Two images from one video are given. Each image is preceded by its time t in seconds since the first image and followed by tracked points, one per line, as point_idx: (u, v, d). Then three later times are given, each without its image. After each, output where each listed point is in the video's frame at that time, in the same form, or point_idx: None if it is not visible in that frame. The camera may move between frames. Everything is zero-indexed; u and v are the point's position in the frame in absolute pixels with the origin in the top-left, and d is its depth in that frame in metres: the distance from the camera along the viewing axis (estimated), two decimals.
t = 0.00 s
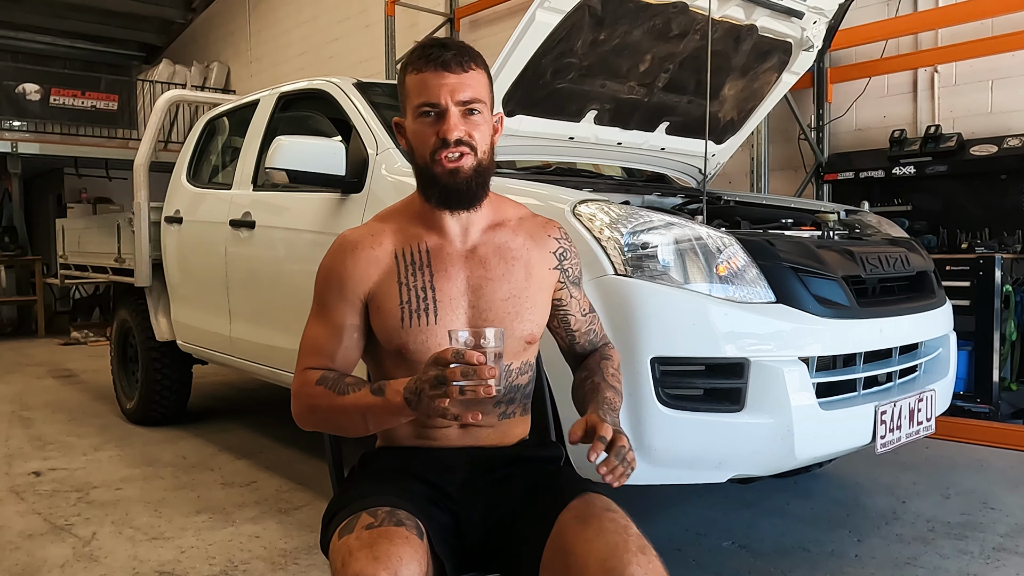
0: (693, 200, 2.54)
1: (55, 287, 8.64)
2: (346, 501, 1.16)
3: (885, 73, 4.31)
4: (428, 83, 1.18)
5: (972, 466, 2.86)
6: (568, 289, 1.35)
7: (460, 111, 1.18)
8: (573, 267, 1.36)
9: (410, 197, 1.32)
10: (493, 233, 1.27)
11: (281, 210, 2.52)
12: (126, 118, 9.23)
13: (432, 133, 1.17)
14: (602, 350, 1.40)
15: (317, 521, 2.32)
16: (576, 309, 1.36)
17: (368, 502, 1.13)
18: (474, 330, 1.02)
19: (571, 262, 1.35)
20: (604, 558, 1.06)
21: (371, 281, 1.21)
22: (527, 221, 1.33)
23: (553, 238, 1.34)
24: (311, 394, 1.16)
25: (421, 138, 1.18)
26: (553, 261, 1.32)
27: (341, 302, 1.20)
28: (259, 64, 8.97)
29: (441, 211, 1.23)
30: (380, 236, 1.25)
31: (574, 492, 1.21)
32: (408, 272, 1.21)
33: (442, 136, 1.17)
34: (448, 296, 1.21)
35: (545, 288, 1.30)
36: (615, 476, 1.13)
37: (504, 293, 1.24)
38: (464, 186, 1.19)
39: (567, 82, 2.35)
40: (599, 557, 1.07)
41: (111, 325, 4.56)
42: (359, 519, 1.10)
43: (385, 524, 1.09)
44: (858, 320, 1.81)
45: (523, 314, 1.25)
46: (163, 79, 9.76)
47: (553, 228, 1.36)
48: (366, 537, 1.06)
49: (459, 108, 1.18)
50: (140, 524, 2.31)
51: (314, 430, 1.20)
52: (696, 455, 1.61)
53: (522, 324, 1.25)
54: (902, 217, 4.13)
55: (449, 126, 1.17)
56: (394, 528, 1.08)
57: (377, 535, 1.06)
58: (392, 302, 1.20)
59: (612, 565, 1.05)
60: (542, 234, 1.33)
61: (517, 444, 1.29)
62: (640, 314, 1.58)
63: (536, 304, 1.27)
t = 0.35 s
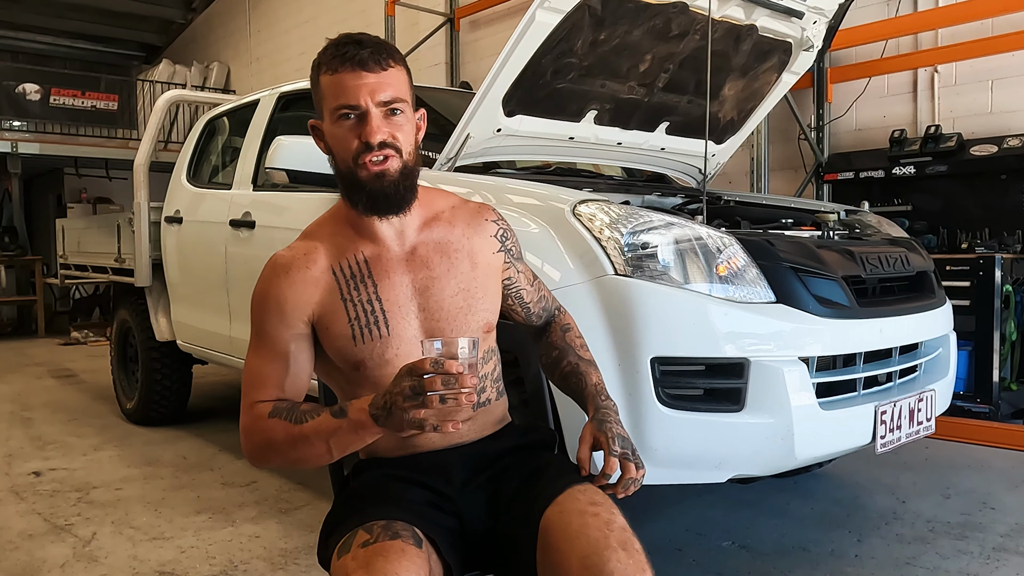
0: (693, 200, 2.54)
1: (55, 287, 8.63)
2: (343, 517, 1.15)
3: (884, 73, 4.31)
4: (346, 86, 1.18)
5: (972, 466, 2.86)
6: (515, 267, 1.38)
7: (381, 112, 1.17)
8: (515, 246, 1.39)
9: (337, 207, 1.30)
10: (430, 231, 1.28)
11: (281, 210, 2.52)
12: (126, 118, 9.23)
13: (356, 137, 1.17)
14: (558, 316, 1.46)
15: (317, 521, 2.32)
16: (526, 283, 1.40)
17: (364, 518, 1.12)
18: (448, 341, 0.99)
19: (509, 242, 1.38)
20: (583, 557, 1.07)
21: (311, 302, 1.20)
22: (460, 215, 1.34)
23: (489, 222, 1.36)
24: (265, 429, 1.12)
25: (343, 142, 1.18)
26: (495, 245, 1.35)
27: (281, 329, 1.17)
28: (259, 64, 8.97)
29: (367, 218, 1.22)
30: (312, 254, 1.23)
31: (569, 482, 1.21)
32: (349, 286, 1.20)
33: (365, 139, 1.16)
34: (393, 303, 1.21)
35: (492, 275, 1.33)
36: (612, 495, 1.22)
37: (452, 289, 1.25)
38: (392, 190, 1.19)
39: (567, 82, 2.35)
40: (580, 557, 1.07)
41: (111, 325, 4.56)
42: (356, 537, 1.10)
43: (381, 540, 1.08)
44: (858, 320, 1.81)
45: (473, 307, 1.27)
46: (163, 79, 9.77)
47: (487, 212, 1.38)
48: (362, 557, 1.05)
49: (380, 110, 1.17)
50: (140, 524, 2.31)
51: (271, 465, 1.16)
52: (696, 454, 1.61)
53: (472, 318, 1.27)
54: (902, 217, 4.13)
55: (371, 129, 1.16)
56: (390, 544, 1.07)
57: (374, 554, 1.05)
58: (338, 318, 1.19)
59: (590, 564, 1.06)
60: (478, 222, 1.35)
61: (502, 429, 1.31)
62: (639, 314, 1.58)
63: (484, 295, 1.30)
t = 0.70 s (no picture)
0: (693, 200, 2.54)
1: (55, 287, 8.63)
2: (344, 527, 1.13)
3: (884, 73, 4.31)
4: (337, 77, 1.17)
5: (972, 466, 2.86)
6: (485, 261, 1.41)
7: (376, 104, 1.18)
8: (484, 239, 1.41)
9: (306, 205, 1.27)
10: (401, 229, 1.28)
11: (280, 210, 2.52)
12: (126, 117, 9.23)
13: (354, 127, 1.17)
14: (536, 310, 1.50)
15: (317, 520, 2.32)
16: (500, 276, 1.44)
17: (364, 527, 1.10)
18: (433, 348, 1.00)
19: (477, 235, 1.40)
20: (590, 512, 1.12)
21: (282, 305, 1.16)
22: (425, 212, 1.34)
23: (456, 216, 1.38)
24: (240, 438, 1.07)
25: (336, 134, 1.17)
26: (466, 240, 1.37)
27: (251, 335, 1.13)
28: (259, 64, 8.97)
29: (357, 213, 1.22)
30: (282, 256, 1.20)
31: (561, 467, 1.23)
32: (324, 287, 1.19)
33: (363, 131, 1.16)
34: (368, 302, 1.20)
35: (463, 270, 1.34)
36: (659, 471, 1.22)
37: (427, 285, 1.26)
38: (384, 183, 1.20)
39: (567, 82, 2.35)
40: (586, 511, 1.13)
41: (110, 325, 4.56)
42: (357, 547, 1.08)
43: (384, 549, 1.06)
44: (858, 320, 1.81)
45: (448, 304, 1.28)
46: (163, 79, 9.77)
47: (453, 207, 1.40)
48: (366, 569, 1.03)
49: (375, 101, 1.18)
50: (140, 524, 2.31)
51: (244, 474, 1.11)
52: (696, 455, 1.61)
53: (448, 315, 1.28)
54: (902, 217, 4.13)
55: (370, 119, 1.17)
56: (394, 553, 1.05)
57: (378, 565, 1.03)
58: (313, 319, 1.17)
59: (598, 518, 1.11)
60: (445, 219, 1.36)
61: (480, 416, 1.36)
62: (638, 314, 1.58)
63: (457, 291, 1.31)
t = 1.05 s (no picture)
0: (693, 200, 2.54)
1: (55, 287, 8.63)
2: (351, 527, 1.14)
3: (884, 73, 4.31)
4: (369, 80, 1.20)
5: (972, 466, 2.86)
6: (490, 250, 1.43)
7: (406, 106, 1.23)
8: (488, 230, 1.44)
9: (321, 205, 1.28)
10: (413, 222, 1.30)
11: (280, 210, 2.52)
12: (126, 117, 9.23)
13: (387, 127, 1.20)
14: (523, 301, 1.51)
15: (317, 520, 2.32)
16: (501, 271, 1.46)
17: (381, 524, 1.10)
18: (446, 346, 1.02)
19: (483, 225, 1.43)
20: (615, 482, 1.15)
21: (297, 304, 1.17)
22: (433, 203, 1.36)
23: (463, 205, 1.40)
24: (255, 436, 1.08)
25: (371, 134, 1.19)
26: (473, 228, 1.39)
27: (267, 334, 1.13)
28: (259, 64, 8.97)
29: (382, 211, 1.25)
30: (296, 255, 1.21)
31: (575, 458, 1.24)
32: (340, 283, 1.20)
33: (397, 130, 1.20)
34: (385, 295, 1.22)
35: (475, 256, 1.37)
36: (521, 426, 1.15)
37: (442, 274, 1.28)
38: (411, 182, 1.25)
39: (567, 82, 2.35)
40: (610, 481, 1.15)
41: (110, 325, 4.56)
42: (375, 543, 1.08)
43: (403, 547, 1.06)
44: (858, 320, 1.81)
45: (463, 293, 1.31)
46: (163, 79, 9.77)
47: (459, 197, 1.42)
48: (386, 564, 1.03)
49: (406, 103, 1.22)
50: (140, 524, 2.31)
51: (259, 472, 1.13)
52: (697, 455, 1.62)
53: (463, 303, 1.30)
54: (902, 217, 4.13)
55: (404, 120, 1.21)
56: (413, 550, 1.05)
57: (398, 561, 1.03)
58: (329, 314, 1.18)
59: (624, 484, 1.14)
60: (452, 208, 1.38)
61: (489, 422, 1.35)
62: (638, 315, 1.59)
63: (472, 278, 1.33)
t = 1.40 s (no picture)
0: (693, 200, 2.54)
1: (55, 287, 8.63)
2: (358, 524, 1.14)
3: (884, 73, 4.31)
4: (439, 77, 1.24)
5: (972, 466, 2.86)
6: (534, 259, 1.40)
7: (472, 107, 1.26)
8: (536, 236, 1.42)
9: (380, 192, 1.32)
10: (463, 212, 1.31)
11: (281, 210, 2.52)
12: (126, 117, 9.22)
13: (455, 125, 1.23)
14: (559, 319, 1.44)
15: (317, 521, 2.32)
16: (541, 280, 1.41)
17: (394, 517, 1.11)
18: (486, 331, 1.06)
19: (530, 230, 1.41)
20: (638, 502, 1.15)
21: (347, 275, 1.21)
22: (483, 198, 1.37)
23: (514, 208, 1.40)
24: (299, 396, 1.15)
25: (438, 129, 1.22)
26: (520, 229, 1.38)
27: (317, 301, 1.18)
28: (259, 64, 8.97)
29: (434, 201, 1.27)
30: (351, 229, 1.25)
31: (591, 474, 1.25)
32: (388, 258, 1.22)
33: (462, 127, 1.24)
34: (430, 276, 1.23)
35: (521, 256, 1.35)
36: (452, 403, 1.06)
37: (487, 264, 1.28)
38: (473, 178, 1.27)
39: (567, 82, 2.35)
40: (634, 502, 1.15)
41: (110, 325, 4.57)
42: (390, 535, 1.08)
43: (416, 541, 1.06)
44: (858, 320, 1.81)
45: (506, 284, 1.29)
46: (163, 79, 9.78)
47: (511, 200, 1.42)
48: (400, 555, 1.04)
49: (470, 104, 1.26)
50: (140, 524, 2.31)
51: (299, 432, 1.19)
52: (697, 455, 1.61)
53: (507, 293, 1.29)
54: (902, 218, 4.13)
55: (469, 119, 1.24)
56: (428, 545, 1.06)
57: (413, 554, 1.04)
58: (376, 287, 1.20)
59: (646, 507, 1.14)
60: (503, 206, 1.38)
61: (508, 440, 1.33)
62: (638, 315, 1.59)
63: (516, 273, 1.32)
